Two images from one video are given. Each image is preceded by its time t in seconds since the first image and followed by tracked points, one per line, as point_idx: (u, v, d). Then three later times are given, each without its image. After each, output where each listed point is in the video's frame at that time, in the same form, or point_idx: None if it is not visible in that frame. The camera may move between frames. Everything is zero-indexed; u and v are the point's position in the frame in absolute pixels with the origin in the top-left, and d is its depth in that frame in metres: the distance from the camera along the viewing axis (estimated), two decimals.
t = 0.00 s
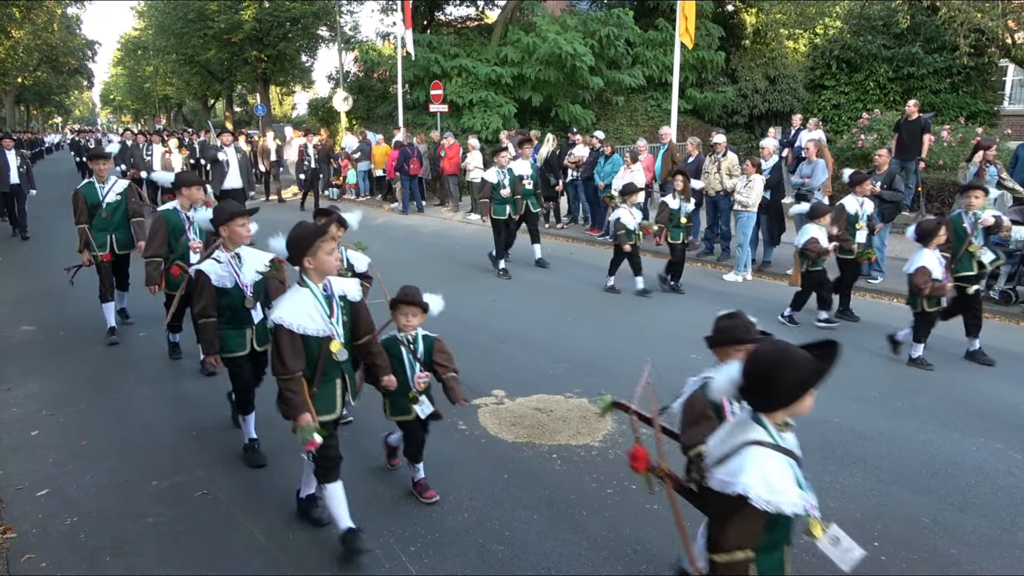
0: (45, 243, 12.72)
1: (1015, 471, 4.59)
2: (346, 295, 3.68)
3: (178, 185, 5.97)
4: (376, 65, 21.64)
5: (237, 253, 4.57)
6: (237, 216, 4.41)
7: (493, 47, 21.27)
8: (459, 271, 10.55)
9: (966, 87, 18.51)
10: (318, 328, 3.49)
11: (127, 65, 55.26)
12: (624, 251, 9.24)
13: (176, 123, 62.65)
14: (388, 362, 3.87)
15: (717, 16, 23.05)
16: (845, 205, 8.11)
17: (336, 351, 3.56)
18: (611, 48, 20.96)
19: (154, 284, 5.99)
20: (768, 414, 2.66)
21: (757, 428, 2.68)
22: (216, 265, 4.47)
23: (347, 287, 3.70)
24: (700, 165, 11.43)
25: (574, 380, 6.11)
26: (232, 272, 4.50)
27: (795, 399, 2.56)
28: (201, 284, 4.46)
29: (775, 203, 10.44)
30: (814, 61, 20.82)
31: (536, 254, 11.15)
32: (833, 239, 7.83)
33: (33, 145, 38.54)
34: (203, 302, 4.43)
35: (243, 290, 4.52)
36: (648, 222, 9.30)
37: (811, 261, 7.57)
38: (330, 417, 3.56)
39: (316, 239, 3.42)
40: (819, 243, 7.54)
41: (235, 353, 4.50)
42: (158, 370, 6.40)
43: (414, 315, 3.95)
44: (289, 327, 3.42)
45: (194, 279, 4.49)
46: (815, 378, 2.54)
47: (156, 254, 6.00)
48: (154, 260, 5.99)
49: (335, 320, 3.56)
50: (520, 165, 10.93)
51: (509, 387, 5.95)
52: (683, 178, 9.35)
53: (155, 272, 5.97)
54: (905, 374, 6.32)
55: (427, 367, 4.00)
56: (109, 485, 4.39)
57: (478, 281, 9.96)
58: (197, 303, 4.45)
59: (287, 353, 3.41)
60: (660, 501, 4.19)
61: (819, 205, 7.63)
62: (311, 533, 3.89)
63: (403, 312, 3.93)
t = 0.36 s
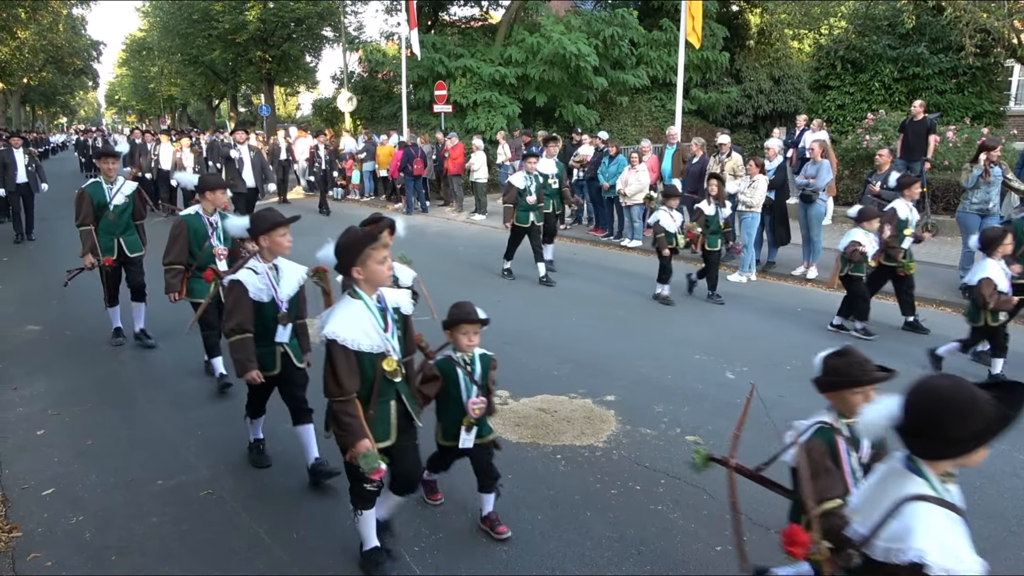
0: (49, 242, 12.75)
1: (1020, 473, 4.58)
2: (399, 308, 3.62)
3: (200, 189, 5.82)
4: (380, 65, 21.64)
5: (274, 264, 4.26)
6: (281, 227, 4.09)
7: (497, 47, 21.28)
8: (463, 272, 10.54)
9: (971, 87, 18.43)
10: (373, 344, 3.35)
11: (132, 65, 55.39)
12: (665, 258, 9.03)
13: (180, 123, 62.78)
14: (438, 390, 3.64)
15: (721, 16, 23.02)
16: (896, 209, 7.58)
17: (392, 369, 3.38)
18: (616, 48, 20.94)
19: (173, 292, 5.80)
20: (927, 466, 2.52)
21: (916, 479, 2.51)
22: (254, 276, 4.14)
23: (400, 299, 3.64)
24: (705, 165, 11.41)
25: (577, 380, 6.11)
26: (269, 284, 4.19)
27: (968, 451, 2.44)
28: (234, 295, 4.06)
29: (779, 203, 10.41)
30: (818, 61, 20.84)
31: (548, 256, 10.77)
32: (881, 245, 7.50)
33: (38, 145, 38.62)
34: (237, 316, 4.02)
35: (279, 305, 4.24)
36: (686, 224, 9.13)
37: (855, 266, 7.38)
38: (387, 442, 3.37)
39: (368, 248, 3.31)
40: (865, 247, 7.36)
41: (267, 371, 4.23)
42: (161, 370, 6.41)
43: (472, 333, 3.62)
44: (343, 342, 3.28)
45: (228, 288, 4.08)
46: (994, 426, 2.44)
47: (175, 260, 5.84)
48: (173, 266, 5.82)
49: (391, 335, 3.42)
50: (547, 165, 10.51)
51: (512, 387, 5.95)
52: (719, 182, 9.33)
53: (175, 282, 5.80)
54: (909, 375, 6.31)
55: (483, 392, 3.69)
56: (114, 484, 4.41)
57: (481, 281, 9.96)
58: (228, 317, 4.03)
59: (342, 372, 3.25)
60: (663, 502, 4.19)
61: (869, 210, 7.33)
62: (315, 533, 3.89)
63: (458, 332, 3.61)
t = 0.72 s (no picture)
0: (53, 242, 12.79)
1: None
2: (478, 339, 3.22)
3: (224, 192, 5.57)
4: (384, 65, 21.66)
5: (314, 269, 4.03)
6: (320, 230, 3.89)
7: (501, 47, 21.28)
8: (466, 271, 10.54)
9: (976, 87, 18.36)
10: (446, 375, 3.02)
11: (137, 65, 55.53)
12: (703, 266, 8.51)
13: (185, 123, 62.90)
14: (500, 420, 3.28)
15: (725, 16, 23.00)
16: (947, 211, 7.16)
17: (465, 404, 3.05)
18: (619, 48, 20.93)
19: (197, 302, 5.58)
20: None
21: None
22: (293, 283, 3.91)
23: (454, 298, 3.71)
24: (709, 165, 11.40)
25: (581, 380, 6.11)
26: (309, 290, 3.94)
27: None
28: (275, 304, 3.86)
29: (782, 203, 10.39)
30: (823, 61, 20.69)
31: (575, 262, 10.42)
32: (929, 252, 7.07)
33: (43, 145, 38.75)
34: (278, 327, 3.82)
35: (323, 311, 3.97)
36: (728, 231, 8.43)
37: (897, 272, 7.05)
38: (454, 486, 3.01)
39: (438, 267, 3.01)
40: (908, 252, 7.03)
41: (313, 385, 3.94)
42: (165, 369, 6.42)
43: (539, 352, 3.28)
44: (412, 371, 2.96)
45: (267, 298, 3.88)
46: None
47: (198, 269, 5.59)
48: (195, 275, 5.57)
49: (465, 366, 3.08)
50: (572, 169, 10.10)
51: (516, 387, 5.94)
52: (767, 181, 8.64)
53: (198, 291, 5.58)
54: (914, 375, 6.29)
55: (548, 419, 3.30)
56: (118, 483, 4.42)
57: (485, 281, 9.96)
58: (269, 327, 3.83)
59: (407, 406, 2.94)
60: (667, 502, 4.18)
61: (918, 213, 6.95)
62: (318, 533, 3.89)
63: (529, 354, 3.28)
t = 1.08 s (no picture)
0: (59, 241, 12.86)
1: None
2: (559, 357, 2.82)
3: (275, 199, 5.12)
4: (388, 65, 21.70)
5: (350, 290, 3.60)
6: (353, 248, 3.49)
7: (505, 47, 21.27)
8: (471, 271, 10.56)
9: (982, 87, 18.30)
10: (528, 406, 2.61)
11: (142, 65, 55.72)
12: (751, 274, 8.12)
13: (190, 123, 63.04)
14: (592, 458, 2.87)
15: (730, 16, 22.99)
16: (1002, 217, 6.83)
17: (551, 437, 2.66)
18: (623, 48, 20.93)
19: (231, 312, 5.12)
20: None
21: None
22: (328, 308, 3.49)
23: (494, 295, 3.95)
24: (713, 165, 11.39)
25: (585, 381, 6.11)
26: (346, 314, 3.50)
27: None
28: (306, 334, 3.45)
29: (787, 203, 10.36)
30: (828, 61, 20.66)
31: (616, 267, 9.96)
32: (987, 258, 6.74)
33: (49, 145, 38.93)
34: (309, 357, 3.42)
35: (360, 338, 3.53)
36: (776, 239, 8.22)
37: (954, 279, 6.68)
38: (539, 527, 2.70)
39: (509, 284, 2.61)
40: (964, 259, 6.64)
41: (351, 421, 3.52)
42: (170, 368, 6.43)
43: (617, 379, 2.93)
44: (493, 406, 2.55)
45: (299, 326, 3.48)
46: None
47: (237, 276, 5.15)
48: (233, 285, 5.12)
49: (549, 393, 2.68)
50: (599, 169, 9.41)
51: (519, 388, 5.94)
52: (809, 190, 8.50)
53: (233, 302, 5.11)
54: (918, 376, 6.28)
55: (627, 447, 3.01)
56: (123, 482, 4.43)
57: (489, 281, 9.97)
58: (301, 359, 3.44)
59: (488, 442, 2.55)
60: (671, 503, 4.17)
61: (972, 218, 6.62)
62: (322, 533, 3.89)
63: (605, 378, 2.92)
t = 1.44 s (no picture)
0: (64, 241, 12.90)
1: None
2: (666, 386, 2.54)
3: (302, 203, 4.66)
4: (392, 65, 21.70)
5: (405, 309, 3.17)
6: (409, 259, 3.02)
7: (509, 47, 21.25)
8: (474, 271, 10.56)
9: (987, 86, 18.24)
10: (641, 445, 2.27)
11: (147, 65, 55.79)
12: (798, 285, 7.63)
13: (194, 123, 63.15)
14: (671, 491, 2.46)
15: (734, 15, 22.97)
16: None
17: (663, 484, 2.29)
18: (628, 47, 20.93)
19: (259, 329, 4.70)
20: None
21: None
22: (381, 328, 3.08)
23: (559, 310, 3.67)
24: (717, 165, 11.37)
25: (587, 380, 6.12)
26: (399, 336, 3.11)
27: None
28: (356, 356, 3.04)
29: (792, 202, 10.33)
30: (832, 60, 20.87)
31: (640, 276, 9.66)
32: None
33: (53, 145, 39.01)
34: (358, 384, 3.00)
35: (411, 364, 3.13)
36: (828, 244, 7.64)
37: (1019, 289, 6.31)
38: None
39: (623, 299, 2.27)
40: None
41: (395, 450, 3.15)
42: (174, 368, 6.44)
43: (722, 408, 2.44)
44: (606, 444, 2.24)
45: (349, 346, 3.06)
46: None
47: (263, 290, 4.71)
48: (259, 297, 4.69)
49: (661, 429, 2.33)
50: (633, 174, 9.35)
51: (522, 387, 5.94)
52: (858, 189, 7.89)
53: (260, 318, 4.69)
54: (924, 376, 6.26)
55: (735, 482, 2.50)
56: (127, 481, 4.44)
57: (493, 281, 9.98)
58: (349, 385, 3.01)
59: (604, 489, 2.23)
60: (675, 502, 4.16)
61: None
62: (326, 531, 3.90)
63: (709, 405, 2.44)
